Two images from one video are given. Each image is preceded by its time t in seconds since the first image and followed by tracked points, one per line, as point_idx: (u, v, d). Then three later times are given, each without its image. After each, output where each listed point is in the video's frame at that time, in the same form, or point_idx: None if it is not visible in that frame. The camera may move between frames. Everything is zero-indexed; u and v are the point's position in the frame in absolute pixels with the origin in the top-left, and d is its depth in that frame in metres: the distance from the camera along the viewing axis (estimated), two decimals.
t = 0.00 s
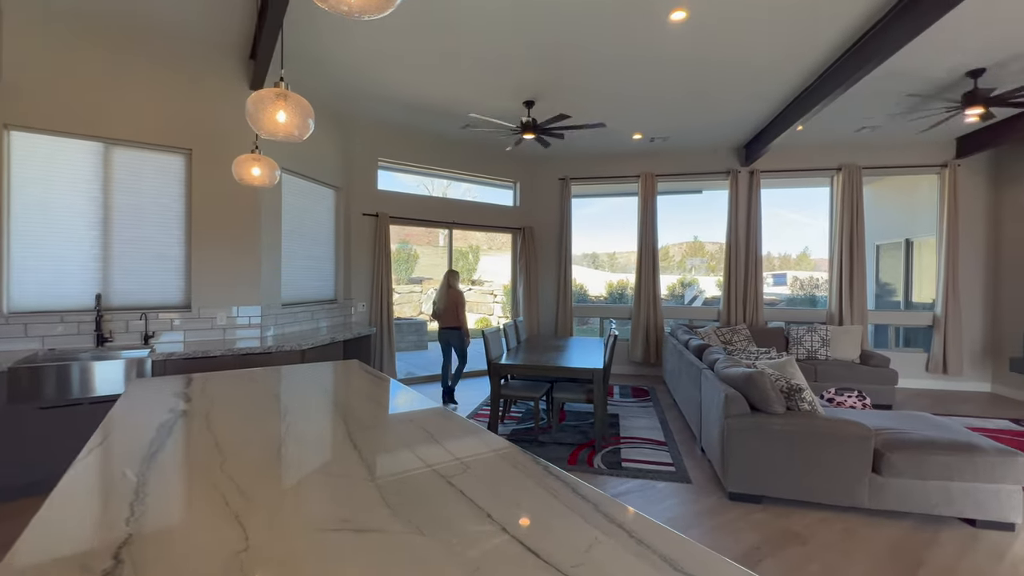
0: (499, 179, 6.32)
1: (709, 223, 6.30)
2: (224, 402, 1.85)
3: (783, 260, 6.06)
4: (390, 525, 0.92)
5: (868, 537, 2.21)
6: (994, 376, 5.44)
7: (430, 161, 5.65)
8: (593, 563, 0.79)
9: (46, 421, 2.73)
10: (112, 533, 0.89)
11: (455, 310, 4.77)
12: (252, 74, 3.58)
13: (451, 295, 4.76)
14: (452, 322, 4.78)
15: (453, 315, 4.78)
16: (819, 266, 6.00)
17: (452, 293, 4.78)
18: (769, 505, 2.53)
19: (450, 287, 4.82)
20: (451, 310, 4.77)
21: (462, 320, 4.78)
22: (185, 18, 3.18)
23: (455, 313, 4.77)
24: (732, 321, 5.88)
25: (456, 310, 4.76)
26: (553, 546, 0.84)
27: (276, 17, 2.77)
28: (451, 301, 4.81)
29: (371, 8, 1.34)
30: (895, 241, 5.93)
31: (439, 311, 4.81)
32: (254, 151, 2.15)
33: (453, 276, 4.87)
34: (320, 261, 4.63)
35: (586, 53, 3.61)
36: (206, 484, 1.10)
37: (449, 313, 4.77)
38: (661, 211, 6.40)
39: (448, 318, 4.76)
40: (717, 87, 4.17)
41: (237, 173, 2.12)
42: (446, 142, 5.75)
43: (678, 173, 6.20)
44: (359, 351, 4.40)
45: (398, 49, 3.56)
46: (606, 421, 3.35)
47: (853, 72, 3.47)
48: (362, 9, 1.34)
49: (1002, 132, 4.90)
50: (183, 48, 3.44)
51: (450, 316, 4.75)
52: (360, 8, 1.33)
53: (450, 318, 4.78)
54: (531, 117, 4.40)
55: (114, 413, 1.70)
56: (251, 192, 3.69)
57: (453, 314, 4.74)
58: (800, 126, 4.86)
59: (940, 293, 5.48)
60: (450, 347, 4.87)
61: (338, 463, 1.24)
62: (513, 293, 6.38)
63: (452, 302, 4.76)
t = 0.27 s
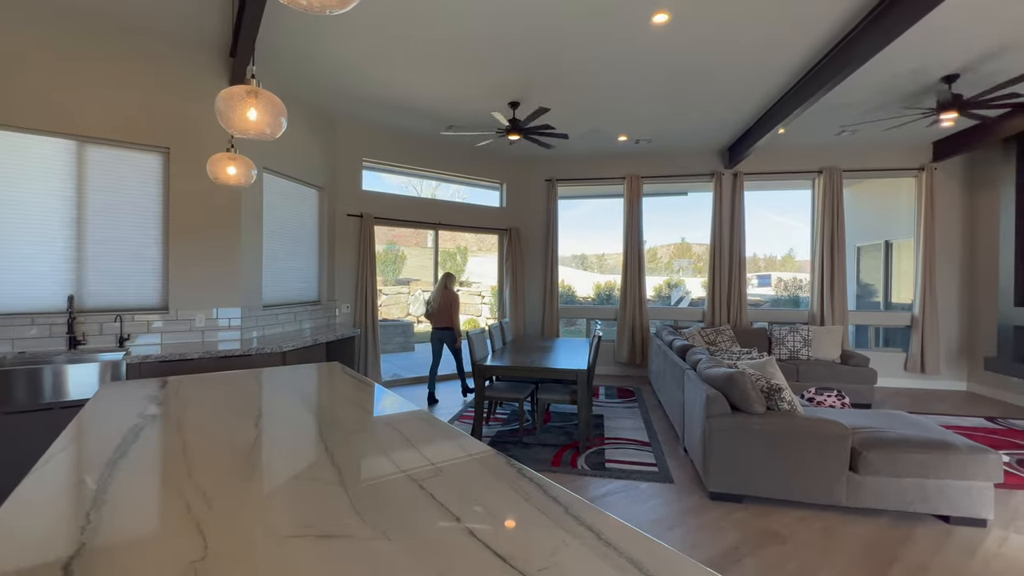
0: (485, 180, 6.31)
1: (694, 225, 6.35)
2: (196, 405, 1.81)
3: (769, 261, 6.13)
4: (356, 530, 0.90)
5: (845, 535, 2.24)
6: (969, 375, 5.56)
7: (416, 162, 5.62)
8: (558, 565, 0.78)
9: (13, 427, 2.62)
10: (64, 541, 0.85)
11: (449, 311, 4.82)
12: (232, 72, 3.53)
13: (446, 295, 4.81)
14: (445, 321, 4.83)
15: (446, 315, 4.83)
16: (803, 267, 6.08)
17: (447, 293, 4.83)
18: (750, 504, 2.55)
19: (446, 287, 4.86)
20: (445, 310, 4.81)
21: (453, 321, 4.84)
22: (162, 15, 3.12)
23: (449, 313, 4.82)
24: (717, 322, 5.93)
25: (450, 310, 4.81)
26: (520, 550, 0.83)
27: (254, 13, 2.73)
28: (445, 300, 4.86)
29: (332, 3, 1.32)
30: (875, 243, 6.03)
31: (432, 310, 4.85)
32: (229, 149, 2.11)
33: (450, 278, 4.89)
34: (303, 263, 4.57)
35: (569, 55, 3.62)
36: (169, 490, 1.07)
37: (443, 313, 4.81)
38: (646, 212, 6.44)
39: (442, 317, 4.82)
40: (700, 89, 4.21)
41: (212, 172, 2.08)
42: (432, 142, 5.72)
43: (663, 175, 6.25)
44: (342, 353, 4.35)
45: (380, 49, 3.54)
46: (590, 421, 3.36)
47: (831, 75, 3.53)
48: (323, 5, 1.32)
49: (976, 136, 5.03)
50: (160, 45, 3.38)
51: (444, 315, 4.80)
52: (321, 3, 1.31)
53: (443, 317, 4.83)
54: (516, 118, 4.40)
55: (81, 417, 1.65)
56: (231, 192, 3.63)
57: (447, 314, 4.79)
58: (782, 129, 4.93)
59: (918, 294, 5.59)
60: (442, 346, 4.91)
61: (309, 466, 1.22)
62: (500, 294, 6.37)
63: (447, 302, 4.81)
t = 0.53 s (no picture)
0: (473, 181, 6.29)
1: (682, 226, 6.38)
2: (169, 407, 1.77)
3: (758, 262, 6.18)
4: (320, 534, 0.88)
5: (824, 533, 2.26)
6: (950, 374, 5.65)
7: (403, 162, 5.59)
8: (523, 570, 0.77)
9: None
10: (16, 551, 0.82)
11: (453, 313, 4.94)
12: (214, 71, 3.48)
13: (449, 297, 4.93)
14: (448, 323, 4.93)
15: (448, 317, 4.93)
16: (792, 268, 6.13)
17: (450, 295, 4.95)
18: (732, 504, 2.56)
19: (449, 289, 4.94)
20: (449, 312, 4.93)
21: (457, 322, 4.97)
22: (141, 12, 3.07)
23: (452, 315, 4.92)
24: (703, 322, 5.97)
25: (454, 312, 4.92)
26: (485, 554, 0.82)
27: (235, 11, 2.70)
28: (449, 302, 4.95)
29: None
30: (860, 244, 6.17)
31: (436, 312, 4.93)
32: (206, 149, 2.08)
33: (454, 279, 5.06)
34: (287, 263, 4.53)
35: (555, 56, 3.62)
36: (131, 496, 1.04)
37: (447, 316, 4.92)
38: (634, 213, 6.47)
39: (446, 319, 4.92)
40: (686, 91, 4.23)
41: (188, 171, 2.05)
42: (419, 143, 5.70)
43: (651, 176, 6.28)
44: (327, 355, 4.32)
45: (366, 48, 3.51)
46: (576, 422, 3.36)
47: (814, 78, 3.57)
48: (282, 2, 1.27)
49: (956, 140, 5.11)
50: (139, 44, 3.33)
51: (447, 317, 4.91)
52: None
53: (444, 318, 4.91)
54: (503, 118, 4.40)
55: (48, 421, 1.60)
56: (213, 192, 3.59)
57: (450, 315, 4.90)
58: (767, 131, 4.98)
59: (901, 294, 5.67)
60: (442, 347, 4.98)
61: (277, 469, 1.18)
62: (488, 295, 6.36)
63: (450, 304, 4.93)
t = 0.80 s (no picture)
0: (463, 180, 6.28)
1: (671, 225, 6.40)
2: (143, 409, 1.73)
3: (748, 262, 6.22)
4: (284, 539, 0.86)
5: (807, 531, 2.27)
6: (934, 372, 5.73)
7: (392, 161, 5.56)
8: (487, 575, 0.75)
9: None
10: None
11: (453, 310, 5.31)
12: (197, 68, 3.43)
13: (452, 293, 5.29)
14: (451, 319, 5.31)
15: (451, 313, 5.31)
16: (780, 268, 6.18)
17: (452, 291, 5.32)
18: (717, 503, 2.57)
19: (450, 288, 5.31)
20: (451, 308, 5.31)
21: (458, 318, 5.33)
22: (121, 7, 3.02)
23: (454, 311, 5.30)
24: (692, 322, 6.00)
25: (455, 310, 5.30)
26: (451, 558, 0.81)
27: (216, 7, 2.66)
28: (449, 301, 5.32)
29: None
30: (846, 244, 6.21)
31: (439, 310, 5.31)
32: (183, 146, 2.05)
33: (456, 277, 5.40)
34: (273, 263, 4.48)
35: (542, 55, 3.61)
36: (93, 502, 1.01)
37: (448, 313, 5.29)
38: (624, 213, 6.48)
39: (448, 315, 5.30)
40: (674, 91, 4.23)
41: (165, 169, 2.01)
42: (408, 142, 5.67)
43: (640, 176, 6.30)
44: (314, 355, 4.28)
45: (351, 46, 3.48)
46: (563, 422, 3.35)
47: (799, 79, 3.59)
48: None
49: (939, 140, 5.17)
50: (120, 39, 3.27)
51: (449, 313, 5.28)
52: None
53: (448, 314, 5.30)
54: (491, 117, 4.38)
55: (16, 424, 1.56)
56: (196, 191, 3.55)
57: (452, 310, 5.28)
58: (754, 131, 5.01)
59: (886, 294, 5.73)
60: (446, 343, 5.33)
61: (247, 473, 1.16)
62: (478, 294, 6.34)
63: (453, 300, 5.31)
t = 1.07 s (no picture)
0: (452, 178, 6.25)
1: (661, 224, 6.42)
2: (117, 409, 1.70)
3: (739, 260, 6.25)
4: (249, 543, 0.84)
5: (790, 528, 2.29)
6: (918, 370, 5.80)
7: (380, 159, 5.52)
8: None
9: None
10: None
11: (451, 309, 5.43)
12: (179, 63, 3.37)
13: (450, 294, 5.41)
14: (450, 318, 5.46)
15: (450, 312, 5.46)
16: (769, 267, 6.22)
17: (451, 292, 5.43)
18: (702, 500, 2.58)
19: (449, 291, 5.41)
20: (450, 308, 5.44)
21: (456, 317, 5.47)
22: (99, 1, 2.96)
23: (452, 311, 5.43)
24: (681, 320, 6.03)
25: (452, 310, 5.46)
26: (419, 560, 0.79)
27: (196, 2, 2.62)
28: (448, 301, 5.44)
29: None
30: (832, 243, 6.26)
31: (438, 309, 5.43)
32: (160, 142, 2.01)
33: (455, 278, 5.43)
34: (259, 262, 4.44)
35: (530, 53, 3.59)
36: (55, 503, 0.98)
37: (447, 312, 5.42)
38: (614, 212, 6.49)
39: (447, 315, 5.44)
40: (662, 90, 4.24)
41: (140, 164, 1.97)
42: (396, 140, 5.63)
43: (629, 175, 6.32)
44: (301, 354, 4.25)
45: (337, 43, 3.44)
46: (550, 421, 3.35)
47: (785, 79, 3.61)
48: None
49: (924, 141, 5.23)
50: (99, 34, 3.20)
51: (448, 313, 5.41)
52: None
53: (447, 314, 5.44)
54: (479, 116, 4.36)
55: None
56: (178, 189, 3.50)
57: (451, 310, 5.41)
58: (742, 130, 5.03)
59: (872, 293, 5.79)
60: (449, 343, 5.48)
61: (218, 474, 1.13)
62: (469, 293, 6.33)
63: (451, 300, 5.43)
